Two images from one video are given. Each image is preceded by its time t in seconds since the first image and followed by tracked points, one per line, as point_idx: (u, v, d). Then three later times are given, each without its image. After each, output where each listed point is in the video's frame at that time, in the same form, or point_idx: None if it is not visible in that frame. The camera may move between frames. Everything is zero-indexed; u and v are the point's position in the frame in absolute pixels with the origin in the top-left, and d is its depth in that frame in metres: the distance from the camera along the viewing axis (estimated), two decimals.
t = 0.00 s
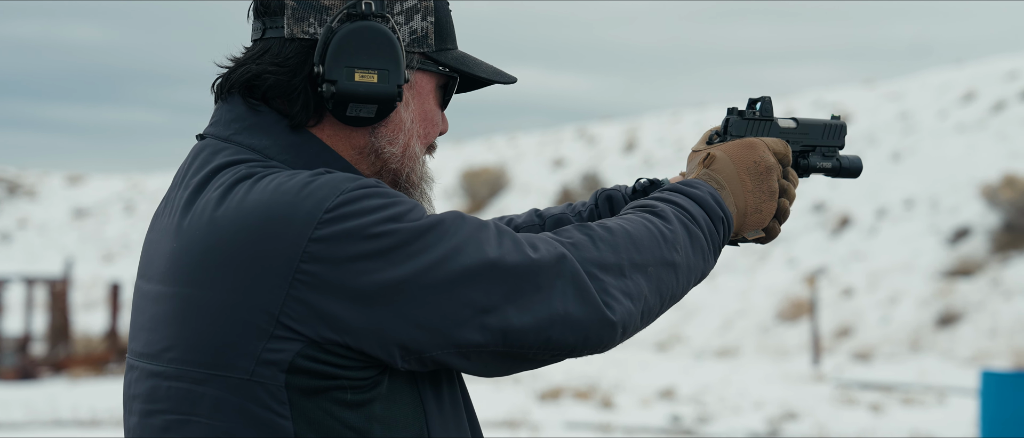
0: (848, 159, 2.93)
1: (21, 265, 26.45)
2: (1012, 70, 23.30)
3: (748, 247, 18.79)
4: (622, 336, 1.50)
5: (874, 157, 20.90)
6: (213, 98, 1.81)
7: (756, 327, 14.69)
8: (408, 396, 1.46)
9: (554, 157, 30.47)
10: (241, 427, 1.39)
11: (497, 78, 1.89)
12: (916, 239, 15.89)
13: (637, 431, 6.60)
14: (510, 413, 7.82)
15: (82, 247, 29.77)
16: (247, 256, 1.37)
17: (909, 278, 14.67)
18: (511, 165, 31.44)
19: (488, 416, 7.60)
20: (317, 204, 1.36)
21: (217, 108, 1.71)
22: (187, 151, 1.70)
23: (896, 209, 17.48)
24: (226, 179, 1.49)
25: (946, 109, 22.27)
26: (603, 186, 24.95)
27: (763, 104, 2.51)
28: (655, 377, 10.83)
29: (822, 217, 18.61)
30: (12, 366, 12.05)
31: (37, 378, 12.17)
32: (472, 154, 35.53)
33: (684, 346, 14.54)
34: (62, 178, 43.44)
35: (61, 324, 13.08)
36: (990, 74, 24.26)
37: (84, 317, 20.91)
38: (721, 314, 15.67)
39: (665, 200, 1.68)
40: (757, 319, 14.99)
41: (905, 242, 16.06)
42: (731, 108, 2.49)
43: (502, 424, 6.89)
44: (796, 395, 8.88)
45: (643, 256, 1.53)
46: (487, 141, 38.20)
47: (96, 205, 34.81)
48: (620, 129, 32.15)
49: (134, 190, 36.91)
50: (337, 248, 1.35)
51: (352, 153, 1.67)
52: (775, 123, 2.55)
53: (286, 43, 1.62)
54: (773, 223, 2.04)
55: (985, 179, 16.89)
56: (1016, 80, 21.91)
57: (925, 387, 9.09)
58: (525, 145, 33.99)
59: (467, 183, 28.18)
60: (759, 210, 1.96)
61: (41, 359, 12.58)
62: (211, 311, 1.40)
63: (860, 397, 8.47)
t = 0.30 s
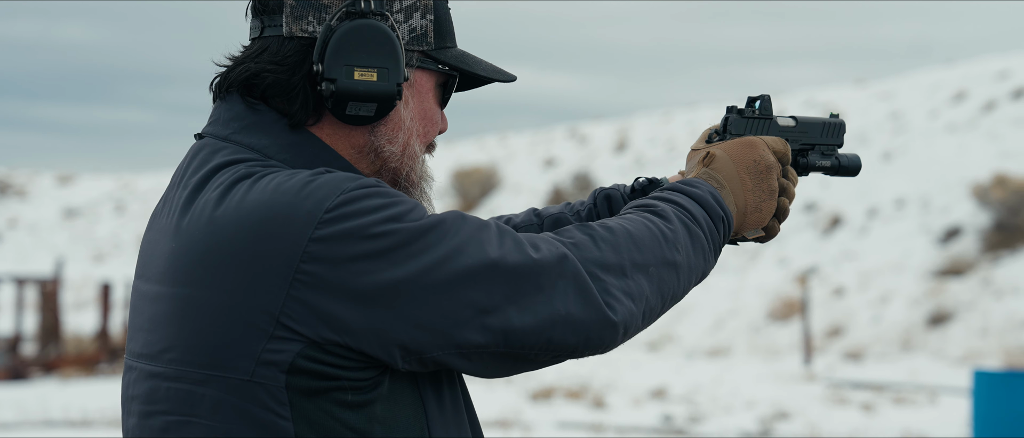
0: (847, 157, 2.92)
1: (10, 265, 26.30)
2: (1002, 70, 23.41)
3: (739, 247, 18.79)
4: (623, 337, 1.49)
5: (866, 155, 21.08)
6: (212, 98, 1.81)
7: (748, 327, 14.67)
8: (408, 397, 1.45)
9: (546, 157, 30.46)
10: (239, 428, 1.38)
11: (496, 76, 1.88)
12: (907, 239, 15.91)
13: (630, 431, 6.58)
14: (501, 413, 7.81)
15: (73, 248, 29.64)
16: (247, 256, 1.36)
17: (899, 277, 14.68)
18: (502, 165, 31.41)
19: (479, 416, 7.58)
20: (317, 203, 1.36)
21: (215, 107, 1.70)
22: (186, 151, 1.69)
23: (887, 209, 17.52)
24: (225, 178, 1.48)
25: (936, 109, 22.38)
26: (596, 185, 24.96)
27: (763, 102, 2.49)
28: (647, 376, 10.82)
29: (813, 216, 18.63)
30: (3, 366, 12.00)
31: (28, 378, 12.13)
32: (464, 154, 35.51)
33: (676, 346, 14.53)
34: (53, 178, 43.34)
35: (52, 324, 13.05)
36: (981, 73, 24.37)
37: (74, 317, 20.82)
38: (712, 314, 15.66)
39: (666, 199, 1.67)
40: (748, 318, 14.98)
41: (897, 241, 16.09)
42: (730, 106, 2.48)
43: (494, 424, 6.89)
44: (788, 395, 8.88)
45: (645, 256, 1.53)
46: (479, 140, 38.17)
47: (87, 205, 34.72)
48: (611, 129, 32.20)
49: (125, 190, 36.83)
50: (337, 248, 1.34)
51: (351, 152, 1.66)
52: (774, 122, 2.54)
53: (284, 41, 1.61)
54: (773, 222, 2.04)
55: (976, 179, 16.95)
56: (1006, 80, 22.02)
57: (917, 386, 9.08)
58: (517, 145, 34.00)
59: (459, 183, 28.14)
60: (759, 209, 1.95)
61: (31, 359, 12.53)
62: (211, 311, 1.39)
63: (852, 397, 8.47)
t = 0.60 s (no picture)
0: (844, 150, 2.91)
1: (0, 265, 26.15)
2: (991, 70, 23.55)
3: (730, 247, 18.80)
4: (624, 337, 1.48)
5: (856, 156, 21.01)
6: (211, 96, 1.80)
7: (737, 327, 14.67)
8: (409, 396, 1.44)
9: (536, 157, 30.44)
10: (239, 428, 1.37)
11: (497, 76, 1.87)
12: (897, 238, 15.95)
13: (622, 431, 6.56)
14: (492, 413, 7.80)
15: (63, 247, 29.57)
16: (247, 255, 1.35)
17: (889, 277, 14.71)
18: (492, 165, 31.39)
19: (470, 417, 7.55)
20: (319, 202, 1.35)
21: (214, 106, 1.69)
22: (185, 150, 1.69)
23: (877, 209, 17.58)
24: (224, 177, 1.47)
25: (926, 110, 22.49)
26: (588, 186, 24.98)
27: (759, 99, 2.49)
28: (638, 376, 10.82)
29: (803, 216, 18.67)
30: None
31: (17, 378, 12.08)
32: (455, 155, 35.49)
33: (666, 346, 14.53)
34: (42, 179, 43.20)
35: (42, 325, 13.01)
36: (970, 73, 24.51)
37: (64, 317, 20.71)
38: (703, 313, 15.66)
39: (666, 199, 1.66)
40: (738, 318, 14.98)
41: (887, 241, 16.13)
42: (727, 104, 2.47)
43: (485, 425, 6.88)
44: (779, 394, 8.89)
45: (645, 256, 1.52)
46: (470, 141, 38.14)
47: (76, 206, 34.63)
48: (602, 130, 32.24)
49: (114, 190, 36.72)
50: (338, 248, 1.33)
51: (351, 150, 1.66)
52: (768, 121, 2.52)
53: (284, 39, 1.60)
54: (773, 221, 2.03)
55: (965, 179, 17.03)
56: (995, 81, 22.14)
57: (908, 386, 9.09)
58: (507, 145, 34.01)
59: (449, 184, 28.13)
60: (759, 208, 1.94)
61: (20, 360, 12.49)
62: (209, 311, 1.38)
63: (843, 396, 8.48)
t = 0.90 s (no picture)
0: (835, 133, 2.90)
1: None
2: (981, 71, 23.69)
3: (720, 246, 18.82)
4: (619, 340, 1.47)
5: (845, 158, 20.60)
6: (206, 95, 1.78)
7: (727, 327, 14.67)
8: (403, 398, 1.43)
9: (526, 157, 30.44)
10: (229, 430, 1.36)
11: (495, 76, 1.85)
12: (888, 238, 15.99)
13: (612, 431, 6.55)
14: (482, 414, 7.78)
15: (52, 247, 29.46)
16: (237, 258, 1.34)
17: (880, 276, 14.74)
18: (482, 165, 31.36)
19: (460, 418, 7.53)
20: (312, 205, 1.33)
21: (208, 105, 1.67)
22: (177, 150, 1.67)
23: (867, 209, 17.63)
24: (217, 179, 1.45)
25: (915, 110, 22.60)
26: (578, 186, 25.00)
27: (745, 86, 2.46)
28: (628, 376, 10.82)
29: (794, 216, 18.71)
30: None
31: (6, 378, 12.06)
32: (445, 155, 35.47)
33: (656, 346, 14.53)
34: (30, 179, 43.01)
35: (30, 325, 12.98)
36: (959, 73, 24.66)
37: (54, 317, 20.63)
38: (694, 313, 15.67)
39: (662, 195, 1.64)
40: (729, 318, 14.98)
41: (878, 241, 16.17)
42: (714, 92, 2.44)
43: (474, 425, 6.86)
44: (769, 394, 8.90)
45: (640, 256, 1.50)
46: (460, 140, 38.07)
47: (65, 205, 34.51)
48: (592, 130, 32.30)
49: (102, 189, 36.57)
50: (330, 250, 1.31)
51: (347, 150, 1.64)
52: (757, 105, 2.51)
53: (281, 39, 1.59)
54: (766, 206, 2.02)
55: (955, 179, 17.11)
56: (985, 81, 22.27)
57: (898, 386, 9.10)
58: (497, 145, 34.01)
59: (440, 184, 28.09)
60: (751, 194, 1.93)
61: (8, 360, 12.45)
62: (201, 315, 1.36)
63: (833, 396, 8.51)
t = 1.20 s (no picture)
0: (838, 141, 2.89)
1: None
2: (969, 71, 23.86)
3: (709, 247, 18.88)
4: (616, 336, 1.46)
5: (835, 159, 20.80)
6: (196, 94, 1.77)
7: (717, 327, 14.69)
8: (399, 395, 1.42)
9: (516, 157, 30.44)
10: (224, 429, 1.35)
11: (488, 72, 1.84)
12: (876, 238, 16.06)
13: (603, 431, 6.55)
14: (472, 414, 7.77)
15: (39, 247, 29.31)
16: (230, 255, 1.33)
17: (869, 276, 14.81)
18: (472, 164, 31.35)
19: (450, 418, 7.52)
20: (306, 201, 1.32)
21: (199, 103, 1.67)
22: (169, 149, 1.66)
23: (856, 209, 17.70)
24: (210, 177, 1.44)
25: (904, 111, 22.75)
26: (569, 186, 25.03)
27: (751, 88, 2.46)
28: (618, 376, 10.83)
29: (783, 217, 18.79)
30: None
31: None
32: (434, 154, 35.44)
33: (646, 346, 14.54)
34: (18, 177, 42.76)
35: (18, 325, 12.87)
36: (947, 74, 24.83)
37: (42, 317, 20.49)
38: (683, 313, 15.71)
39: (657, 193, 1.64)
40: (718, 318, 15.02)
41: (867, 240, 16.25)
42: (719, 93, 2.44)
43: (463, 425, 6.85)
44: (759, 394, 8.92)
45: (637, 252, 1.49)
46: (449, 140, 38.05)
47: (53, 204, 34.33)
48: (582, 130, 32.34)
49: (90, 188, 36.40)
50: (325, 247, 1.31)
51: (340, 148, 1.63)
52: (762, 109, 2.51)
53: (273, 36, 1.58)
54: (767, 210, 2.02)
55: (943, 179, 17.20)
56: (974, 82, 22.41)
57: (887, 386, 9.14)
58: (487, 145, 34.02)
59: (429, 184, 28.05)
60: (751, 198, 1.93)
61: None
62: (195, 312, 1.36)
63: (822, 395, 8.55)
